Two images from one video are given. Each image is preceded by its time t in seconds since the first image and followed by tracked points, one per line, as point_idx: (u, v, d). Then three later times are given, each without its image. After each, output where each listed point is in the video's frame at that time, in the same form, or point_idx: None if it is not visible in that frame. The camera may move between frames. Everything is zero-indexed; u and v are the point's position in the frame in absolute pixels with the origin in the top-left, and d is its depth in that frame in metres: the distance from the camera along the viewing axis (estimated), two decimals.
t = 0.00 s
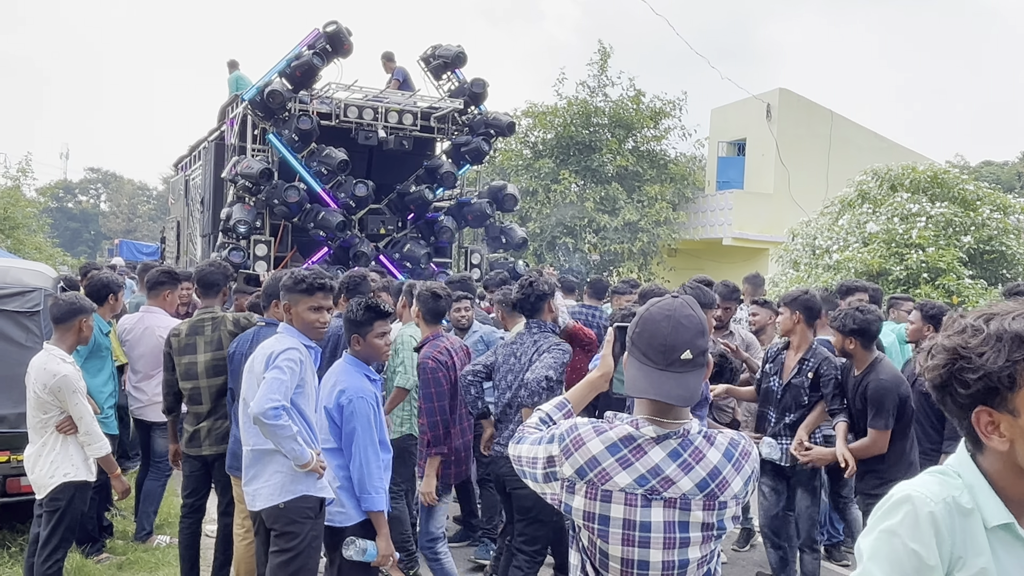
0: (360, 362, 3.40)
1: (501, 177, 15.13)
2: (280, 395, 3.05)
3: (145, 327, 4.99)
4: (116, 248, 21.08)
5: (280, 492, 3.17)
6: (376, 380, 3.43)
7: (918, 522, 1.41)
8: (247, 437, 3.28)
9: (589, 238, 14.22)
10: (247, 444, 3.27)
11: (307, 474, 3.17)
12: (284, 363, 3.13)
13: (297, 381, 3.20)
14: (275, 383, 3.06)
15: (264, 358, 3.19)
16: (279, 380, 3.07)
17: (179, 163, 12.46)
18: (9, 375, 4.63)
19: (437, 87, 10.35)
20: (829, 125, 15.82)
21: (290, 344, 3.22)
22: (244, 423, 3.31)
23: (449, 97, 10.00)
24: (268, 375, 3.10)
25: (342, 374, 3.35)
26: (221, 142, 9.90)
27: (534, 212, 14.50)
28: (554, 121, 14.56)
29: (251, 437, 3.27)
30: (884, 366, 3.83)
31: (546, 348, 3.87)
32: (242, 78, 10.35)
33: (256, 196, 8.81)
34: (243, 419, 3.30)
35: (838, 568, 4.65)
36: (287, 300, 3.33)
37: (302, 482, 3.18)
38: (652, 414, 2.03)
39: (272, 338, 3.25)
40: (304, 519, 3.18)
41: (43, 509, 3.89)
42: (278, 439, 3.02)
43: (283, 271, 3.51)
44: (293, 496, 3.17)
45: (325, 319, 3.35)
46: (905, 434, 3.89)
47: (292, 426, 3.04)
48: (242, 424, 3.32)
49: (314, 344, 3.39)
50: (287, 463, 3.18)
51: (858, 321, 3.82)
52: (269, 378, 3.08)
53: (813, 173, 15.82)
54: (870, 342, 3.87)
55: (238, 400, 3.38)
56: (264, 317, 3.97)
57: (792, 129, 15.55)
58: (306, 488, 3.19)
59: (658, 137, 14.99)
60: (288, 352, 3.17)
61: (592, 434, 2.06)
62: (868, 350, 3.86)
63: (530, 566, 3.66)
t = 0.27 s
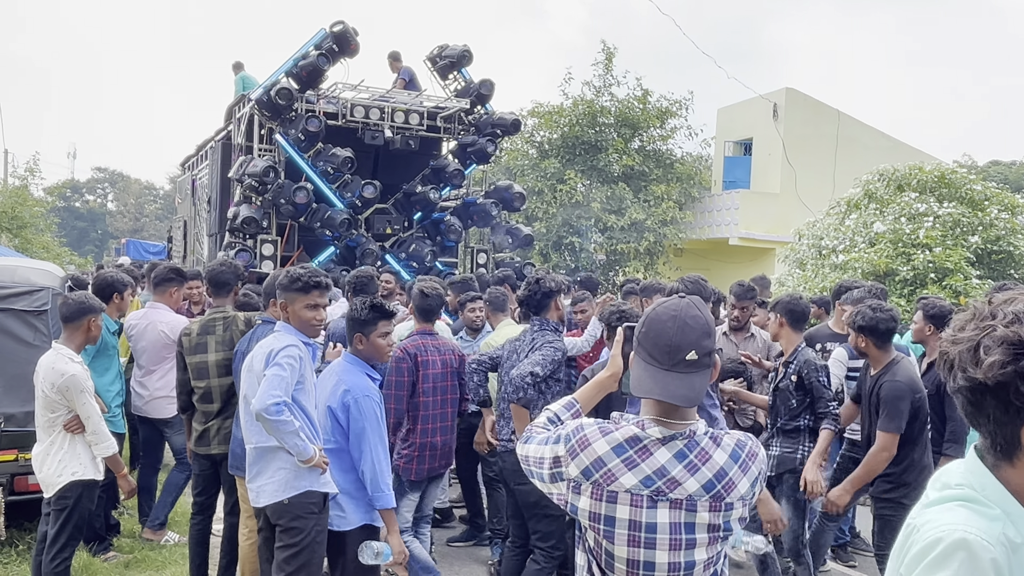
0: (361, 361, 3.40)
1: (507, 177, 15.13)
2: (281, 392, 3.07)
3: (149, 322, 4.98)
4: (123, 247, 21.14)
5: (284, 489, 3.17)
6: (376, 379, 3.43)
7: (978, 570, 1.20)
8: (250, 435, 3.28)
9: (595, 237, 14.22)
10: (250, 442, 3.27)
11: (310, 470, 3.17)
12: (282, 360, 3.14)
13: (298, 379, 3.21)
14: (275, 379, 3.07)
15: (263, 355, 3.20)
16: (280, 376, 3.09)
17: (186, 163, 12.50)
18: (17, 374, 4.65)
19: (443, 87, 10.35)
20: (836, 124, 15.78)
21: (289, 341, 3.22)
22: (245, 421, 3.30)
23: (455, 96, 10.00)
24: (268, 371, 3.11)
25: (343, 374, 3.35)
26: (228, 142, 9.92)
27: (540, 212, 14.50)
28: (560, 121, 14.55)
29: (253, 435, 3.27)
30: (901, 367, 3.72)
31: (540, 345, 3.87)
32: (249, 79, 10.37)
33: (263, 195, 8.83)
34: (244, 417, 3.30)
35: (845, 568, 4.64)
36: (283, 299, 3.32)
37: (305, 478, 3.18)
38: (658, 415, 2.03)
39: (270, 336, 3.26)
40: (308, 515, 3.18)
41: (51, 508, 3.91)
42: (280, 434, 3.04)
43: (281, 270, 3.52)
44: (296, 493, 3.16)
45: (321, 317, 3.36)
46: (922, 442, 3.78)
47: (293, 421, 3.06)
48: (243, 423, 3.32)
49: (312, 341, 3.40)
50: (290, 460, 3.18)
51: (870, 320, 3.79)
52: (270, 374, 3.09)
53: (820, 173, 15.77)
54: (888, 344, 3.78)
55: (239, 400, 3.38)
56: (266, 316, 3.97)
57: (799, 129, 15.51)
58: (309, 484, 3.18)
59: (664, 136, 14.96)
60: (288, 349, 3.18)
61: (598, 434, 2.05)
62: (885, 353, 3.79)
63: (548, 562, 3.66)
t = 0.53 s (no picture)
0: (346, 358, 3.42)
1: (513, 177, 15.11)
2: (279, 385, 3.06)
3: (158, 324, 5.00)
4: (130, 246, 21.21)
5: (283, 486, 3.17)
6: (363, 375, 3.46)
7: None
8: (249, 432, 3.27)
9: (602, 237, 14.21)
10: (249, 439, 3.27)
11: (308, 466, 3.18)
12: (281, 355, 3.14)
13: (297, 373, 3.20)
14: (274, 374, 3.07)
15: (261, 352, 3.21)
16: (278, 370, 3.08)
17: (193, 163, 12.53)
18: (27, 373, 4.67)
19: (450, 87, 10.36)
20: (843, 124, 15.73)
21: (287, 338, 3.22)
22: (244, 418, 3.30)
23: (462, 96, 10.01)
24: (266, 367, 3.11)
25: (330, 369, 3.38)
26: (235, 142, 9.94)
27: (546, 212, 14.49)
28: (566, 121, 14.54)
29: (252, 432, 3.27)
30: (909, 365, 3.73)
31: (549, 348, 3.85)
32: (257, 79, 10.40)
33: (270, 195, 8.85)
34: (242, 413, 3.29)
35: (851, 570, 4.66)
36: (282, 299, 3.34)
37: (304, 475, 3.18)
38: (665, 418, 2.02)
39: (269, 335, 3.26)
40: (308, 511, 3.18)
41: (60, 507, 3.92)
42: (278, 428, 3.03)
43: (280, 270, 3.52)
44: (295, 489, 3.17)
45: (320, 315, 3.36)
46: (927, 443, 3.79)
47: (292, 416, 3.05)
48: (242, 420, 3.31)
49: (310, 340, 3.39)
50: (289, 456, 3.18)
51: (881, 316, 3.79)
52: (268, 369, 3.09)
53: (827, 173, 15.72)
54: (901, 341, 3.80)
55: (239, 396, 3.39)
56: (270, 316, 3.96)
57: (806, 129, 15.47)
58: (308, 480, 3.19)
59: (671, 136, 14.94)
60: (286, 344, 3.18)
61: (604, 437, 2.05)
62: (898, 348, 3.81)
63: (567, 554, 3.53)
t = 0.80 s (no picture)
0: (337, 355, 3.48)
1: (521, 176, 15.09)
2: (282, 382, 3.04)
3: (173, 327, 5.00)
4: (138, 246, 21.25)
5: (286, 486, 3.16)
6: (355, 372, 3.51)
7: None
8: (251, 432, 3.26)
9: (609, 237, 14.17)
10: (252, 439, 3.25)
11: (311, 466, 3.17)
12: (285, 352, 3.13)
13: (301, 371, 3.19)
14: (277, 370, 3.05)
15: (264, 349, 3.20)
16: (282, 368, 3.06)
17: (201, 163, 12.55)
18: (37, 372, 4.68)
19: (458, 86, 10.35)
20: (851, 124, 15.67)
21: (291, 337, 3.21)
22: (246, 417, 3.28)
23: (471, 96, 10.00)
24: (269, 364, 3.09)
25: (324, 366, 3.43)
26: (243, 141, 9.95)
27: (554, 211, 14.47)
28: (573, 121, 14.52)
29: (254, 432, 3.25)
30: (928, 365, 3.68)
31: (579, 356, 3.77)
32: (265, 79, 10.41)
33: (279, 195, 8.86)
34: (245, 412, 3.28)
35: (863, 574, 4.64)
36: (288, 299, 3.33)
37: (305, 475, 3.17)
38: (683, 422, 2.01)
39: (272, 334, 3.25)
40: (314, 511, 3.17)
41: (71, 506, 3.92)
42: (280, 425, 3.02)
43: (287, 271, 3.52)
44: (298, 490, 3.16)
45: (325, 317, 3.35)
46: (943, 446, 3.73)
47: (293, 413, 3.04)
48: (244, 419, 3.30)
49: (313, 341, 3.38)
50: (290, 456, 3.17)
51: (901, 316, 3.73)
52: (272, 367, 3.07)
53: (835, 173, 15.65)
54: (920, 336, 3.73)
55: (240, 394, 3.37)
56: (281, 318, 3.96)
57: (814, 128, 15.41)
58: (310, 480, 3.18)
59: (678, 135, 14.90)
60: (289, 343, 3.16)
61: (622, 441, 2.04)
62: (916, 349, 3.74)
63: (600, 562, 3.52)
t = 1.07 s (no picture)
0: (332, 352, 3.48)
1: (523, 176, 15.09)
2: (291, 380, 3.06)
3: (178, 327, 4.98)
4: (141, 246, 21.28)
5: (289, 486, 3.14)
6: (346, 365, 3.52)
7: None
8: (251, 432, 3.21)
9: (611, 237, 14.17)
10: (251, 439, 3.21)
11: (314, 465, 3.16)
12: (292, 352, 3.13)
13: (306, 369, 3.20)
14: (286, 369, 3.05)
15: (269, 350, 3.19)
16: (290, 366, 3.07)
17: (203, 162, 12.57)
18: (40, 373, 4.68)
19: (461, 87, 10.34)
20: (854, 123, 15.64)
21: (294, 337, 3.21)
22: (244, 418, 3.23)
23: (473, 96, 10.00)
24: (276, 364, 3.09)
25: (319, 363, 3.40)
26: (246, 141, 9.95)
27: (556, 211, 14.46)
28: (576, 121, 14.51)
29: (254, 431, 3.21)
30: (939, 375, 3.67)
31: (613, 361, 3.71)
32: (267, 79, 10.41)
33: (282, 195, 8.87)
34: (243, 413, 3.24)
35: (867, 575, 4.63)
36: (288, 300, 3.31)
37: (309, 474, 3.17)
38: (689, 422, 2.00)
39: (272, 335, 3.25)
40: (318, 509, 3.17)
41: (73, 506, 3.92)
42: (289, 423, 3.04)
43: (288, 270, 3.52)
44: (301, 489, 3.15)
45: (326, 317, 3.34)
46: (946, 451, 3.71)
47: (301, 412, 3.06)
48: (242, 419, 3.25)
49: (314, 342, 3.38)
50: (293, 456, 3.15)
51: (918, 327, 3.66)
52: (278, 365, 3.07)
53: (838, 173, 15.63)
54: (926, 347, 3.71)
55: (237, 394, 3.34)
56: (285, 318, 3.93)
57: (817, 129, 15.39)
58: (313, 479, 3.17)
59: (681, 136, 14.89)
60: (294, 342, 3.17)
61: (627, 442, 2.03)
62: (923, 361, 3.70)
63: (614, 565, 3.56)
